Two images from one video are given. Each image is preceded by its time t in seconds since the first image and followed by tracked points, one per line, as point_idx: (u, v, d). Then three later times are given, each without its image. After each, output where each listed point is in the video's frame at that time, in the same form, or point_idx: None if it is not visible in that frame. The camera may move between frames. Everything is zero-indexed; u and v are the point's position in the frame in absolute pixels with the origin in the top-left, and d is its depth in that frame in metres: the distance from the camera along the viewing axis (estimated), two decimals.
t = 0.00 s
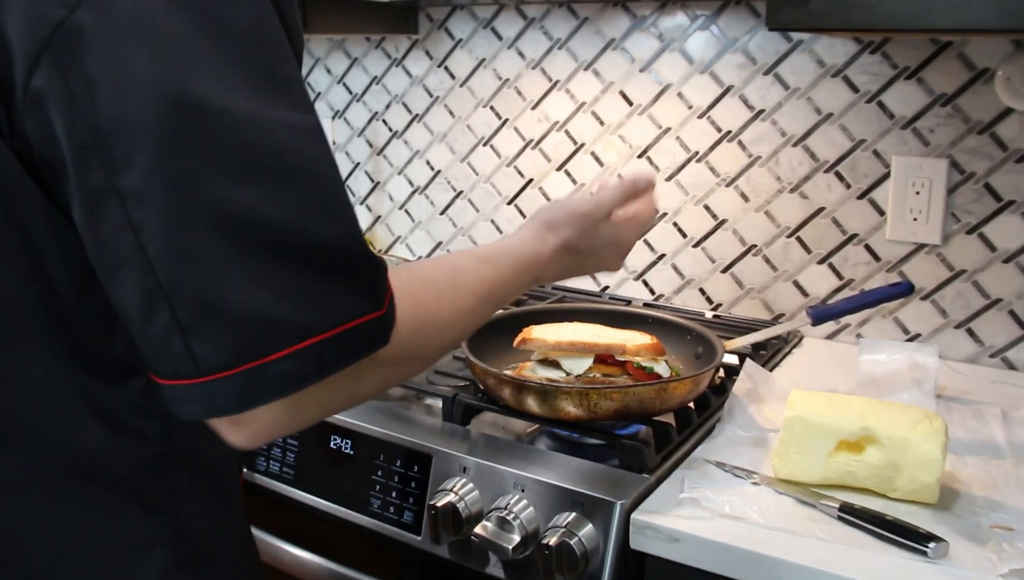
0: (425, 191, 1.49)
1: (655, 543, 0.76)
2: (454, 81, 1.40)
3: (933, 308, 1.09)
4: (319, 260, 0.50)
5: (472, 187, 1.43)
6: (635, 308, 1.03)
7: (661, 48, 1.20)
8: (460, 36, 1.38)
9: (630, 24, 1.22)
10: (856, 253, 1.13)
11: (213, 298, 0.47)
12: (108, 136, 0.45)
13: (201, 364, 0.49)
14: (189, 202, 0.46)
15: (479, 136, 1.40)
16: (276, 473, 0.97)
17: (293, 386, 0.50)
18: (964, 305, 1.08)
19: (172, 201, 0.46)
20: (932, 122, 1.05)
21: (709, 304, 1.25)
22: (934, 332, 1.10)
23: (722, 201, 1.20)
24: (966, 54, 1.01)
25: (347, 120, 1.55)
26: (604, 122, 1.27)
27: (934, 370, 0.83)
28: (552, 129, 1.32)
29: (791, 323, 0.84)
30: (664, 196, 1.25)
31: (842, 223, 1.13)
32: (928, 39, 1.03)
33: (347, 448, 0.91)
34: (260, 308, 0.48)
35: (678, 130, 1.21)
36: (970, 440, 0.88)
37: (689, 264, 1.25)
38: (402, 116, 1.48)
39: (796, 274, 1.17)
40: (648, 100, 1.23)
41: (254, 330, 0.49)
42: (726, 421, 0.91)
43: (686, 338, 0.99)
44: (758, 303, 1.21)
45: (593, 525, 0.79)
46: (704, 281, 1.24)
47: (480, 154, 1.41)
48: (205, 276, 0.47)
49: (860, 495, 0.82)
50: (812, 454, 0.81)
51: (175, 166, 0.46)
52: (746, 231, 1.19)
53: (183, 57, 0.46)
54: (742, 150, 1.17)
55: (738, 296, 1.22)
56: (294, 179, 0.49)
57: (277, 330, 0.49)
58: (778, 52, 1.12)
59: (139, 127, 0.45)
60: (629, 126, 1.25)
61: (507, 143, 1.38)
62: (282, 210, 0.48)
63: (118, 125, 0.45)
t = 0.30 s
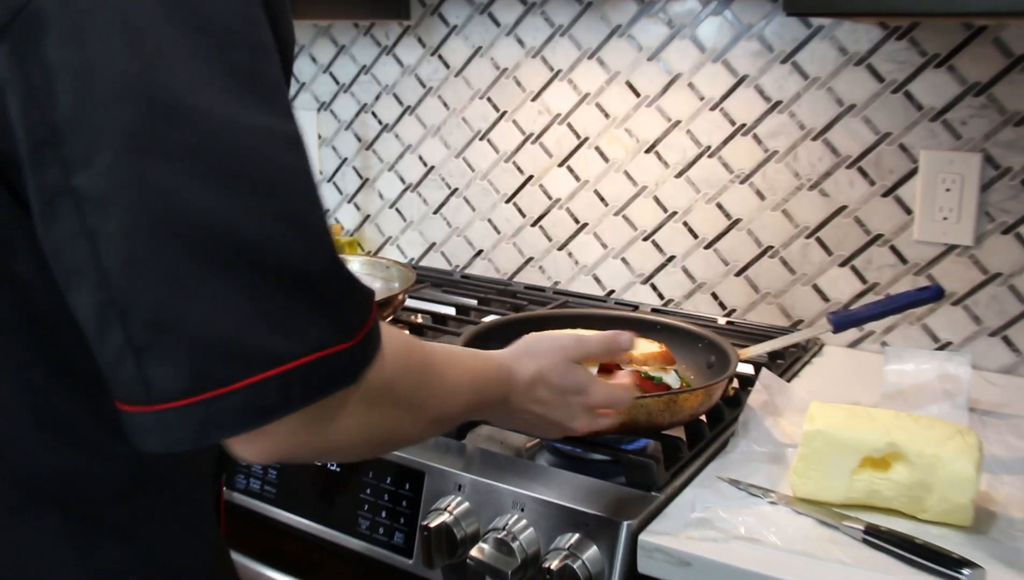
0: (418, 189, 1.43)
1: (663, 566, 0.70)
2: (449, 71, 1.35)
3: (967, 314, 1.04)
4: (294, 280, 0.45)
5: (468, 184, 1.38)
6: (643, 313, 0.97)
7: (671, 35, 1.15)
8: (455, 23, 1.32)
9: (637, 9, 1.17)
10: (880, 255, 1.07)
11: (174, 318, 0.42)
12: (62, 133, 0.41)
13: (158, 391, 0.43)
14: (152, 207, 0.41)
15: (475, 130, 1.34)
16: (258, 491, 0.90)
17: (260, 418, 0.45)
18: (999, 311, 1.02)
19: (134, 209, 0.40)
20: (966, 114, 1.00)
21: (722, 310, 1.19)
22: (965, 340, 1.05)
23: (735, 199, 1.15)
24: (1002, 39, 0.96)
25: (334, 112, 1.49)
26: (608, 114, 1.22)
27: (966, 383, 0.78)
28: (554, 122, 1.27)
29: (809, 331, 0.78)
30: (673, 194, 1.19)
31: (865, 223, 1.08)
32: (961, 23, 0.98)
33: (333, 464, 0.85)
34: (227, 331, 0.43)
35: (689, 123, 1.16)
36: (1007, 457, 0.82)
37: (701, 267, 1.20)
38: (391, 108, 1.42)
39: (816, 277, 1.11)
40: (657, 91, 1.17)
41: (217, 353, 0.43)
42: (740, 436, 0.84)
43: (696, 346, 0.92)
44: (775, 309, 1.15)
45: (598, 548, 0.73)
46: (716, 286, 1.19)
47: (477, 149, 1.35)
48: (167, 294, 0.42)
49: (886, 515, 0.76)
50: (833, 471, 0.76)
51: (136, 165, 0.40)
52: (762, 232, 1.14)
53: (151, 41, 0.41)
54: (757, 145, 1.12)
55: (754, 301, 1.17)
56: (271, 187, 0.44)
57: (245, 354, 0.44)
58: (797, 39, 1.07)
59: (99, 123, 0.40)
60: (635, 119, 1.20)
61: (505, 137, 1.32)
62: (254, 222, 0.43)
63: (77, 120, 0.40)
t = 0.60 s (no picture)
0: (407, 178, 1.36)
1: None
2: (442, 47, 1.28)
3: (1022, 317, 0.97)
4: (312, 259, 0.40)
5: (463, 174, 1.31)
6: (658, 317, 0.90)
7: (689, 8, 1.09)
8: None
9: None
10: (922, 252, 1.00)
11: (177, 303, 0.38)
12: (47, 106, 0.36)
13: (163, 384, 0.39)
14: (148, 183, 0.36)
15: (471, 113, 1.27)
16: (229, 517, 0.81)
17: (273, 412, 0.40)
18: None
19: (127, 186, 0.36)
20: (1021, 93, 0.93)
21: (745, 314, 1.13)
22: (1020, 347, 0.98)
23: (760, 189, 1.08)
24: None
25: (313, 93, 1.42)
26: (619, 96, 1.15)
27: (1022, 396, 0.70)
28: (559, 105, 1.20)
29: (843, 336, 0.70)
30: (690, 185, 1.13)
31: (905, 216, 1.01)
32: None
33: (315, 485, 0.77)
34: (235, 320, 0.38)
35: (708, 106, 1.10)
36: None
37: (722, 266, 1.13)
38: (379, 88, 1.35)
39: (850, 278, 1.05)
40: (674, 70, 1.11)
41: (223, 340, 0.38)
42: (767, 453, 0.76)
43: (717, 354, 0.84)
44: (805, 311, 1.09)
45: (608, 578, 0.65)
46: (738, 286, 1.13)
47: (473, 133, 1.28)
48: (168, 277, 0.37)
49: (931, 543, 0.68)
50: (871, 493, 0.68)
51: (132, 145, 0.36)
52: (790, 227, 1.07)
53: (141, 20, 0.37)
54: (785, 129, 1.06)
55: (780, 304, 1.10)
56: (283, 162, 0.39)
57: (258, 343, 0.39)
58: (830, 12, 1.01)
59: (93, 98, 0.36)
60: (649, 101, 1.14)
61: (505, 122, 1.25)
62: (267, 198, 0.38)
63: (61, 94, 0.36)
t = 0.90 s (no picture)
0: (400, 165, 1.31)
1: None
2: (438, 22, 1.22)
3: None
4: (284, 258, 0.36)
5: (461, 160, 1.25)
6: (671, 317, 0.84)
7: None
8: None
9: None
10: (966, 247, 0.95)
11: (138, 305, 0.33)
12: None
13: (122, 391, 0.35)
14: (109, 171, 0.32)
15: (470, 94, 1.22)
16: (205, 534, 0.75)
17: (243, 422, 0.36)
18: None
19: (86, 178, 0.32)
20: None
21: (768, 314, 1.07)
22: None
23: (785, 175, 1.03)
24: None
25: (299, 72, 1.36)
26: (631, 76, 1.10)
27: None
28: (566, 85, 1.15)
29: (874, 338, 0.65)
30: (708, 174, 1.08)
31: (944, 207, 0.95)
32: None
33: (299, 498, 0.71)
34: (202, 324, 0.34)
35: (729, 85, 1.04)
36: None
37: (742, 262, 1.08)
38: (370, 67, 1.29)
39: (884, 274, 0.99)
40: (692, 47, 1.05)
41: (187, 345, 0.34)
42: (790, 465, 0.71)
43: (739, 357, 0.79)
44: (833, 310, 1.03)
45: None
46: (760, 284, 1.07)
47: (471, 116, 1.22)
48: (127, 276, 0.33)
49: (972, 564, 0.62)
50: (905, 509, 0.62)
51: (95, 134, 0.32)
52: (817, 219, 1.02)
53: None
54: (813, 112, 1.00)
55: (807, 302, 1.04)
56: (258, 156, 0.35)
57: (227, 348, 0.35)
58: None
59: (52, 84, 0.32)
60: (664, 81, 1.08)
61: (506, 104, 1.20)
62: (236, 191, 0.34)
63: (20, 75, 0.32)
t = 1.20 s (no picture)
0: (398, 148, 1.28)
1: None
2: None
3: None
4: (271, 220, 0.35)
5: (462, 144, 1.22)
6: (681, 308, 0.82)
7: None
8: None
9: None
10: (986, 232, 0.93)
11: (127, 275, 0.33)
12: None
13: (116, 365, 0.34)
14: (89, 142, 0.32)
15: (471, 75, 1.19)
16: (197, 532, 0.73)
17: (240, 385, 0.36)
18: None
19: (67, 150, 0.32)
20: None
21: (781, 305, 1.05)
22: None
23: (798, 159, 1.01)
24: None
25: (292, 51, 1.33)
26: (639, 56, 1.07)
27: None
28: (571, 65, 1.12)
29: (894, 330, 0.63)
30: (719, 158, 1.05)
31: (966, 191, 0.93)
32: None
33: (293, 495, 0.69)
34: (191, 292, 0.34)
35: (740, 66, 1.02)
36: None
37: (755, 250, 1.05)
38: (366, 48, 1.26)
39: (904, 261, 0.97)
40: (703, 27, 1.03)
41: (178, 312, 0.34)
42: (805, 461, 0.69)
43: (751, 348, 0.77)
44: (849, 300, 1.01)
45: None
46: (773, 273, 1.04)
47: (473, 97, 1.20)
48: (115, 246, 0.33)
49: (996, 565, 0.60)
50: (923, 507, 0.60)
51: (74, 105, 0.32)
52: (832, 205, 1.00)
53: None
54: (829, 94, 0.98)
55: (822, 292, 1.02)
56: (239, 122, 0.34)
57: (220, 313, 0.34)
58: None
59: (31, 59, 0.32)
60: (673, 62, 1.05)
61: (508, 86, 1.17)
62: (218, 154, 0.34)
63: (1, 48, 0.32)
